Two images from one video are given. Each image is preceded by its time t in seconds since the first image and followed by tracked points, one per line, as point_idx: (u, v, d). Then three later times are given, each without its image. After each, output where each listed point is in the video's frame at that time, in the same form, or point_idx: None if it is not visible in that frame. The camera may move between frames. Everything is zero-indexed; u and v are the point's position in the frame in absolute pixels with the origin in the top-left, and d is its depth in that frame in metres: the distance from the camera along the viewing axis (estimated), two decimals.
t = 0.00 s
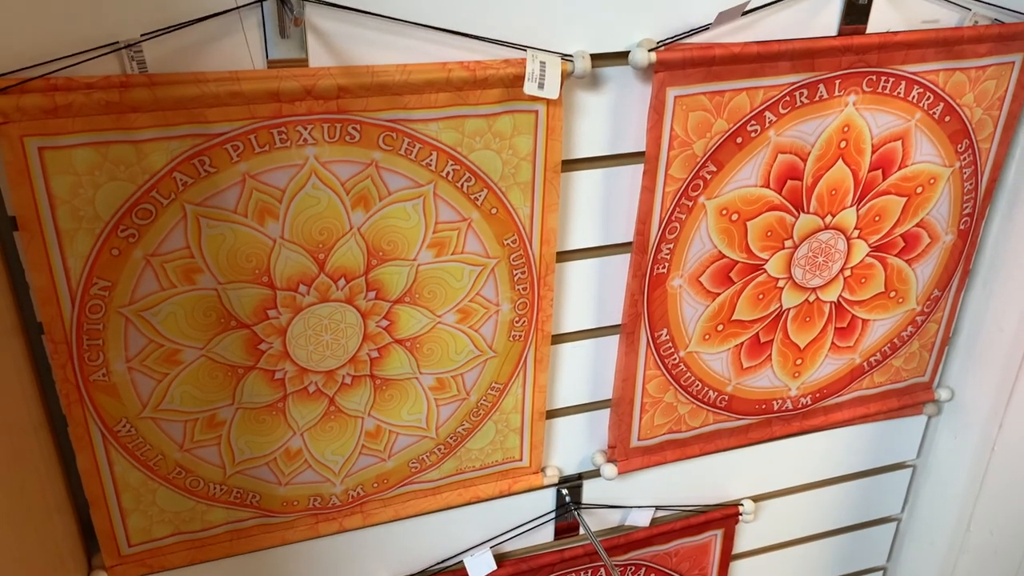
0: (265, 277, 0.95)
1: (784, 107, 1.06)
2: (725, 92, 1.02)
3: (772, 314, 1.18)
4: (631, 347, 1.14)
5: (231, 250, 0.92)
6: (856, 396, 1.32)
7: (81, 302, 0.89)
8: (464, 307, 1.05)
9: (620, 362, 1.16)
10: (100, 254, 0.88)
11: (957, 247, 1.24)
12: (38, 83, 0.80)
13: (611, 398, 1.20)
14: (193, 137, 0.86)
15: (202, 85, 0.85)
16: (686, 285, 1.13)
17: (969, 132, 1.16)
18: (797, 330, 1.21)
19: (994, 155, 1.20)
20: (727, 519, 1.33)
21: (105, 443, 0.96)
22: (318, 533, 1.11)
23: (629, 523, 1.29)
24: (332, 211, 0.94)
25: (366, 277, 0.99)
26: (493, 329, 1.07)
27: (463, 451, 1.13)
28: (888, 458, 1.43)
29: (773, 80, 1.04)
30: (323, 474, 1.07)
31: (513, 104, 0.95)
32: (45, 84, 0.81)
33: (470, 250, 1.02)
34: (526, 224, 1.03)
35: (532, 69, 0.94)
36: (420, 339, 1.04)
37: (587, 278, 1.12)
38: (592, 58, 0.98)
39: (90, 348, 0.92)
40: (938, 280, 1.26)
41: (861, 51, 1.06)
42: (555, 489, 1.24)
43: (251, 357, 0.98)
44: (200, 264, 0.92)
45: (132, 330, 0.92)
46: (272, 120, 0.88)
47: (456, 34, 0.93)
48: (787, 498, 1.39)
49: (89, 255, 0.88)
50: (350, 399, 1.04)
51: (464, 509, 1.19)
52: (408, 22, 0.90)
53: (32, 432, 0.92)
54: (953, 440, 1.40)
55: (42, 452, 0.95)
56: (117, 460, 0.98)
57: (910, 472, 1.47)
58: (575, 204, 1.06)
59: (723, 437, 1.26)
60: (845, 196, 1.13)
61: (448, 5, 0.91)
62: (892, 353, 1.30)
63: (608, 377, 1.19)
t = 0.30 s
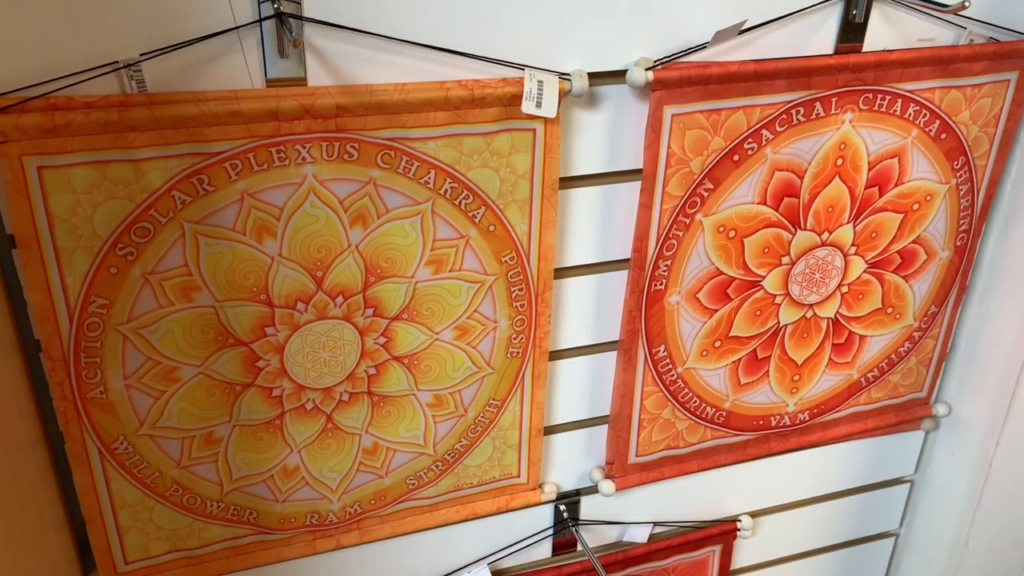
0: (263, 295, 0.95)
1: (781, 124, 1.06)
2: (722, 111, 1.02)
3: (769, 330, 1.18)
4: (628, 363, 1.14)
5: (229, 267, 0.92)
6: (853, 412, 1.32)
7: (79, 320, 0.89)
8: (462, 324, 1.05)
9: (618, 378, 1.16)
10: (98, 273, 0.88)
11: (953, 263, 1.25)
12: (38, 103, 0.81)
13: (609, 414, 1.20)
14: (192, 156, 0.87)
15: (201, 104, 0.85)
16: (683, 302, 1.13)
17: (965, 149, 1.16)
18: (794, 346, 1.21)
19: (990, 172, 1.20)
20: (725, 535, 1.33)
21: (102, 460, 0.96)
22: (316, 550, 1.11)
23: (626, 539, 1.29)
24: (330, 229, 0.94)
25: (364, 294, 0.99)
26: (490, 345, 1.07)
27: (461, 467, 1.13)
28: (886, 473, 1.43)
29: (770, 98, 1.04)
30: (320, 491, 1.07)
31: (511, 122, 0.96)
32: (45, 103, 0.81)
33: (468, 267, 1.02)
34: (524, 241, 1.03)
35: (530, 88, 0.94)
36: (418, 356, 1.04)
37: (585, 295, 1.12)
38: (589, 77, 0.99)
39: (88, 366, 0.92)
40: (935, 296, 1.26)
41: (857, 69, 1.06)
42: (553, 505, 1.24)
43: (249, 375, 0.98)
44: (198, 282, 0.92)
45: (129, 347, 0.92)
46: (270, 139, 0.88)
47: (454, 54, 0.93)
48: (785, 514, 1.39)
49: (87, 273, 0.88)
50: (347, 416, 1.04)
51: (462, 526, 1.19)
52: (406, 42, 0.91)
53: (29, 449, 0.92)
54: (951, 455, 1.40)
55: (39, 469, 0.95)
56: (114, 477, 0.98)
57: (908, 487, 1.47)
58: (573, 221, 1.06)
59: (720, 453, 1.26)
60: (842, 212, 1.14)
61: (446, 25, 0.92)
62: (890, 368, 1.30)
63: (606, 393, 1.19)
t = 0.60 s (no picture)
0: (264, 313, 0.95)
1: (779, 143, 1.07)
2: (721, 130, 1.03)
3: (768, 347, 1.19)
4: (628, 379, 1.14)
5: (230, 286, 0.93)
6: (852, 428, 1.32)
7: (80, 338, 0.90)
8: (462, 341, 1.05)
9: (618, 394, 1.16)
10: (100, 291, 0.88)
11: (951, 280, 1.25)
12: (41, 124, 0.81)
13: (609, 430, 1.20)
14: (194, 176, 0.87)
15: (203, 125, 0.85)
16: (683, 319, 1.13)
17: (963, 167, 1.17)
18: (793, 362, 1.21)
19: (988, 189, 1.21)
20: (725, 550, 1.33)
21: (103, 477, 0.97)
22: (315, 566, 1.11)
23: (625, 554, 1.30)
24: (332, 247, 0.95)
25: (365, 312, 0.99)
26: (490, 362, 1.07)
27: (460, 484, 1.13)
28: (885, 488, 1.44)
29: (768, 118, 1.05)
30: (320, 507, 1.07)
31: (511, 142, 0.96)
32: (48, 124, 0.81)
33: (468, 285, 1.03)
34: (524, 259, 1.04)
35: (530, 108, 0.95)
36: (418, 373, 1.05)
37: (585, 311, 1.12)
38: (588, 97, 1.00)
39: (89, 384, 0.92)
40: (933, 312, 1.27)
41: (855, 88, 1.07)
42: (553, 521, 1.24)
43: (249, 392, 0.98)
44: (200, 300, 0.92)
45: (130, 366, 0.93)
46: (272, 159, 0.89)
47: (455, 74, 0.94)
48: (784, 529, 1.39)
49: (89, 292, 0.88)
50: (347, 433, 1.04)
51: (462, 541, 1.19)
52: (408, 62, 0.92)
53: (29, 466, 0.92)
54: (950, 470, 1.40)
55: (39, 486, 0.95)
56: (115, 495, 0.98)
57: (907, 502, 1.47)
58: (573, 239, 1.07)
59: (720, 468, 1.27)
60: (840, 230, 1.14)
61: (447, 45, 0.92)
62: (888, 384, 1.30)
63: (606, 409, 1.20)
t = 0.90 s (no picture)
0: (267, 330, 0.96)
1: (780, 161, 1.08)
2: (721, 148, 1.04)
3: (769, 363, 1.19)
4: (629, 396, 1.15)
5: (234, 303, 0.93)
6: (852, 443, 1.32)
7: (85, 355, 0.90)
8: (464, 357, 1.06)
9: (619, 411, 1.17)
10: (105, 309, 0.89)
11: (951, 296, 1.26)
12: (47, 144, 0.82)
13: (610, 446, 1.21)
14: (198, 195, 0.88)
15: (208, 144, 0.86)
16: (683, 335, 1.14)
17: (962, 185, 1.18)
18: (794, 378, 1.22)
19: (987, 207, 1.21)
20: (725, 565, 1.33)
21: (106, 493, 0.97)
22: None
23: (627, 569, 1.30)
24: (334, 265, 0.96)
25: (367, 329, 1.00)
26: (492, 379, 1.08)
27: (461, 500, 1.14)
28: (885, 503, 1.44)
29: (768, 136, 1.06)
30: (322, 523, 1.08)
31: (513, 161, 0.97)
32: (55, 144, 0.82)
33: (470, 302, 1.03)
34: (526, 276, 1.04)
35: (532, 127, 0.95)
36: (420, 390, 1.05)
37: (586, 328, 1.13)
38: (589, 116, 1.00)
39: (93, 401, 0.92)
40: (933, 329, 1.27)
41: (855, 107, 1.07)
42: (554, 537, 1.24)
43: (252, 409, 0.99)
44: (204, 318, 0.93)
45: (134, 383, 0.93)
46: (276, 178, 0.90)
47: (458, 93, 0.94)
48: (785, 544, 1.39)
49: (93, 310, 0.89)
50: (349, 449, 1.04)
51: (463, 556, 1.19)
52: (411, 82, 0.92)
53: (33, 482, 0.93)
54: (950, 486, 1.40)
55: (42, 502, 0.95)
56: (117, 511, 0.98)
57: (908, 517, 1.47)
58: (574, 256, 1.08)
59: (720, 484, 1.27)
60: (840, 247, 1.15)
61: (449, 65, 0.93)
62: (888, 401, 1.30)
63: (607, 426, 1.20)
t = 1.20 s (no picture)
0: (272, 351, 0.97)
1: (780, 185, 1.08)
2: (722, 172, 1.05)
3: (770, 383, 1.20)
4: (631, 416, 1.15)
5: (239, 325, 0.95)
6: (853, 462, 1.33)
7: (92, 377, 0.91)
8: (467, 378, 1.06)
9: (621, 431, 1.17)
10: (112, 331, 0.90)
11: (951, 317, 1.26)
12: (57, 170, 0.83)
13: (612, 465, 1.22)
14: (205, 220, 0.89)
15: (215, 170, 0.87)
16: (685, 356, 1.14)
17: (962, 207, 1.19)
18: (795, 398, 1.22)
19: (987, 228, 1.22)
20: None
21: (112, 513, 0.98)
22: None
23: None
24: (339, 287, 0.97)
25: (371, 350, 1.01)
26: (494, 399, 1.09)
27: (464, 519, 1.14)
28: (887, 522, 1.44)
29: (769, 160, 1.07)
30: (325, 542, 1.08)
31: (516, 185, 0.98)
32: (64, 170, 0.83)
33: (473, 323, 1.04)
34: (528, 298, 1.05)
35: (534, 152, 0.97)
36: (423, 410, 1.06)
37: (588, 349, 1.13)
38: (592, 140, 1.02)
39: (99, 421, 0.93)
40: (933, 349, 1.28)
41: (855, 131, 1.08)
42: (556, 555, 1.25)
43: (257, 429, 1.00)
44: (210, 340, 0.94)
45: (140, 404, 0.94)
46: (282, 203, 0.91)
47: (461, 119, 0.96)
48: (786, 563, 1.40)
49: (101, 332, 0.90)
50: (352, 469, 1.05)
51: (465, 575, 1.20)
52: (416, 108, 0.94)
53: (40, 502, 0.94)
54: (952, 505, 1.40)
55: (49, 521, 0.96)
56: (123, 530, 0.99)
57: (909, 536, 1.48)
58: (576, 278, 1.09)
59: (721, 503, 1.28)
60: (841, 268, 1.16)
61: (453, 91, 0.94)
62: (889, 420, 1.31)
63: (609, 446, 1.21)
